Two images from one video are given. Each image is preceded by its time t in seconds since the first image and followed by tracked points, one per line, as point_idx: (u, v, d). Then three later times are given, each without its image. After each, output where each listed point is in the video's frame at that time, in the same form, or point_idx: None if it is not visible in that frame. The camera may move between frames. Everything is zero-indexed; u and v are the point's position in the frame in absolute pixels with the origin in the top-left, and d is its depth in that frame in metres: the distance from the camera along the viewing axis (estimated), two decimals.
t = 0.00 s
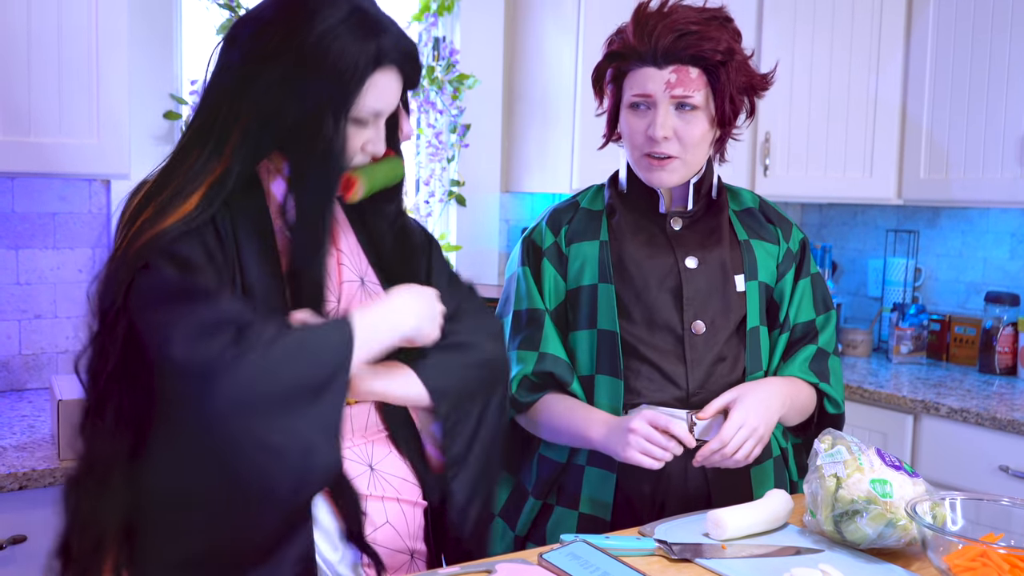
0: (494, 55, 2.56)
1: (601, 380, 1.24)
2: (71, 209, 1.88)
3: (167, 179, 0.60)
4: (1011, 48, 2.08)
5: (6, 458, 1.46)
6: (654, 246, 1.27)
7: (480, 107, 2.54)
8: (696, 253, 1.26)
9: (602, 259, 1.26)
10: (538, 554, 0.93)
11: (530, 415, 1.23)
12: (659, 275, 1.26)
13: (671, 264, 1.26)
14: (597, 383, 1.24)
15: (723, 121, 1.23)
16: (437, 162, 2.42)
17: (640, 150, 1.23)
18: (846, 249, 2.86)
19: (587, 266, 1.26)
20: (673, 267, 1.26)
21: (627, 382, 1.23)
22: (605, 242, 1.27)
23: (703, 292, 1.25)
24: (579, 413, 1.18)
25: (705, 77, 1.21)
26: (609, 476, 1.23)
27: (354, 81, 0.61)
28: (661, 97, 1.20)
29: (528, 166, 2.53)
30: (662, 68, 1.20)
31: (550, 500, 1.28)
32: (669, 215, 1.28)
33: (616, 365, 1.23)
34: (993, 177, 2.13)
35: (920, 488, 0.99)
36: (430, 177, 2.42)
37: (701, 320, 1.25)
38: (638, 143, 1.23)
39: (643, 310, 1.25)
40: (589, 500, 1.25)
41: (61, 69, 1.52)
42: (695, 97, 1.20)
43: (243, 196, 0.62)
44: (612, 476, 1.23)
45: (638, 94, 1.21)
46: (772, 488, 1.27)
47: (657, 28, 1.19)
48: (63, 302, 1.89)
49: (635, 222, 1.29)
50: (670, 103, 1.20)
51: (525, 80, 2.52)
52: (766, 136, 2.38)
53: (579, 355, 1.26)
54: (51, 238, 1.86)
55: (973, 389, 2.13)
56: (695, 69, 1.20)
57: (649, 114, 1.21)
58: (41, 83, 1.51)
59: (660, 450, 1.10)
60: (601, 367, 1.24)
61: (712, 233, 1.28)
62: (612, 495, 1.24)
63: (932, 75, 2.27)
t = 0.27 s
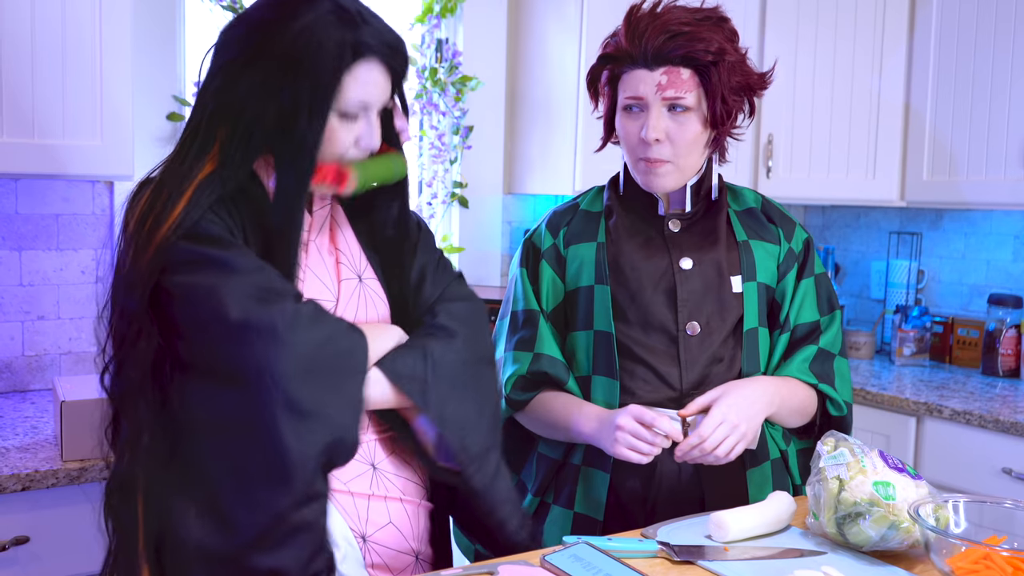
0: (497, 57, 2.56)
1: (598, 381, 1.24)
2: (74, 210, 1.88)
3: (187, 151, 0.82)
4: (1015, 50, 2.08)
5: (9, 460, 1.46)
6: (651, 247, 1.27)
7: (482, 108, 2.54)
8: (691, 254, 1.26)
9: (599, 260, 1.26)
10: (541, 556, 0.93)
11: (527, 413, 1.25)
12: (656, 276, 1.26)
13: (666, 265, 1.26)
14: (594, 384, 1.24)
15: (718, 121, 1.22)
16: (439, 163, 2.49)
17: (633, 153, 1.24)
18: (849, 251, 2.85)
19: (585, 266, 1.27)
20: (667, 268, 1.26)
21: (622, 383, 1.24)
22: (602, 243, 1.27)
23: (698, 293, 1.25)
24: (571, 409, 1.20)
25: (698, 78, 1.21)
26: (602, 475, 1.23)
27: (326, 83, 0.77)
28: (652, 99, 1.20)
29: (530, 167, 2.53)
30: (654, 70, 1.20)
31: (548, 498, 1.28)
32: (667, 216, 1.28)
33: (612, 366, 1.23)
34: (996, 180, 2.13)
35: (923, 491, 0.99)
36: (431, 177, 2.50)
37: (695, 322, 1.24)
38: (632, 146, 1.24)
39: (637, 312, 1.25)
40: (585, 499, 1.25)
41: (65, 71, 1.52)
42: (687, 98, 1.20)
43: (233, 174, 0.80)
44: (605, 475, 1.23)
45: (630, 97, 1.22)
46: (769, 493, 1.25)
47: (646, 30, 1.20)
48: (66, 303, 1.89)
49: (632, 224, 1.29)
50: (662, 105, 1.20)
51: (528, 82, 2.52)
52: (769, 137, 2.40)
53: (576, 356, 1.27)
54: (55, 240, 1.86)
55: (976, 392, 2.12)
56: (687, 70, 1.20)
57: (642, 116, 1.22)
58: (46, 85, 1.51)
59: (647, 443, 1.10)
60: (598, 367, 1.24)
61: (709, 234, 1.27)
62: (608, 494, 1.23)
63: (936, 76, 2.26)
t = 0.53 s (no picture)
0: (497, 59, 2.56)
1: (595, 383, 1.24)
2: (75, 211, 1.88)
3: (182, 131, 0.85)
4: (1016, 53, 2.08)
5: (10, 461, 1.46)
6: (647, 249, 1.27)
7: (482, 110, 2.54)
8: (688, 257, 1.26)
9: (596, 263, 1.26)
10: (541, 557, 0.93)
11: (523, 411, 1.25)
12: (653, 277, 1.26)
13: (662, 268, 1.26)
14: (591, 387, 1.25)
15: (717, 122, 1.22)
16: (439, 164, 2.48)
17: (631, 154, 1.24)
18: (849, 252, 2.85)
19: (582, 269, 1.27)
20: (663, 270, 1.26)
21: (618, 386, 1.23)
22: (600, 246, 1.27)
23: (693, 296, 1.25)
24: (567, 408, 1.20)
25: (695, 78, 1.21)
26: (598, 477, 1.24)
27: (310, 29, 0.84)
28: (649, 99, 1.20)
29: (530, 169, 2.53)
30: (651, 70, 1.21)
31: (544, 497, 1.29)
32: (666, 218, 1.28)
33: (609, 369, 1.23)
34: (997, 182, 2.13)
35: (923, 492, 0.99)
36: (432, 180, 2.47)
37: (690, 324, 1.24)
38: (630, 147, 1.24)
39: (632, 314, 1.25)
40: (582, 498, 1.25)
41: (66, 73, 1.52)
42: (684, 98, 1.20)
43: (232, 136, 0.84)
44: (603, 477, 1.23)
45: (628, 97, 1.22)
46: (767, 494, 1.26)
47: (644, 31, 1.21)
48: (67, 304, 1.89)
49: (629, 226, 1.29)
50: (660, 105, 1.20)
51: (529, 83, 2.52)
52: (769, 139, 2.41)
53: (574, 357, 1.27)
54: (55, 241, 1.86)
55: (977, 393, 2.12)
56: (684, 71, 1.20)
57: (639, 116, 1.22)
58: (46, 87, 1.51)
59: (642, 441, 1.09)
60: (594, 369, 1.25)
61: (707, 236, 1.27)
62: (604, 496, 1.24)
63: (936, 78, 2.26)
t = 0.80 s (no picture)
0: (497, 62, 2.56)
1: (596, 386, 1.25)
2: (76, 214, 1.88)
3: (186, 138, 0.95)
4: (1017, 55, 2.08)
5: (12, 463, 1.46)
6: (649, 252, 1.27)
7: (483, 113, 2.54)
8: (690, 260, 1.26)
9: (598, 266, 1.26)
10: (542, 560, 0.93)
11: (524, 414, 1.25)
12: (654, 280, 1.25)
13: (664, 271, 1.26)
14: (592, 390, 1.25)
15: (718, 124, 1.21)
16: (441, 167, 2.48)
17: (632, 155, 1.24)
18: (850, 255, 2.85)
19: (584, 272, 1.27)
20: (665, 273, 1.26)
21: (620, 389, 1.23)
22: (603, 249, 1.27)
23: (694, 299, 1.25)
24: (569, 408, 1.20)
25: (697, 79, 1.21)
26: (600, 480, 1.23)
27: (303, 47, 0.92)
28: (650, 100, 1.20)
29: (531, 171, 2.53)
30: (652, 71, 1.21)
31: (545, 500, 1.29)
32: (668, 221, 1.28)
33: (610, 372, 1.23)
34: (998, 183, 2.13)
35: (925, 494, 0.99)
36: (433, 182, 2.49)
37: (691, 327, 1.24)
38: (631, 148, 1.24)
39: (634, 317, 1.25)
40: (583, 502, 1.25)
41: (67, 76, 1.53)
42: (685, 99, 1.20)
43: (227, 146, 0.93)
44: (604, 480, 1.23)
45: (629, 98, 1.22)
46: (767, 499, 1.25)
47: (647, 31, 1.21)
48: (68, 307, 1.89)
49: (631, 229, 1.29)
50: (660, 105, 1.20)
51: (530, 86, 2.52)
52: (771, 141, 2.42)
53: (576, 359, 1.27)
54: (56, 243, 1.87)
55: (978, 396, 2.12)
56: (685, 71, 1.20)
57: (640, 116, 1.22)
58: (47, 90, 1.51)
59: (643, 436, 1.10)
60: (596, 372, 1.25)
61: (709, 240, 1.27)
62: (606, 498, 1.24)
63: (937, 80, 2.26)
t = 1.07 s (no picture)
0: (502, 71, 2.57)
1: (603, 396, 1.24)
2: (83, 222, 1.89)
3: (190, 148, 0.96)
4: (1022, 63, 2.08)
5: (18, 472, 1.46)
6: (656, 261, 1.27)
7: (488, 121, 2.55)
8: (698, 269, 1.26)
9: (606, 275, 1.26)
10: (548, 570, 0.93)
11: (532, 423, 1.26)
12: (661, 290, 1.25)
13: (671, 280, 1.26)
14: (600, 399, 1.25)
15: (724, 128, 1.23)
16: (446, 175, 2.51)
17: (640, 162, 1.24)
18: (856, 263, 2.85)
19: (591, 281, 1.27)
20: (673, 283, 1.25)
21: (628, 399, 1.23)
22: (610, 258, 1.27)
23: (703, 308, 1.25)
24: (578, 417, 1.20)
25: (705, 85, 1.21)
26: (607, 489, 1.24)
27: (300, 54, 0.92)
28: (659, 106, 1.21)
29: (537, 179, 2.54)
30: (661, 77, 1.21)
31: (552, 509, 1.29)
32: (676, 230, 1.28)
33: (617, 381, 1.23)
34: (1004, 191, 2.13)
35: (932, 504, 0.99)
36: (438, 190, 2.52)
37: (700, 336, 1.24)
38: (638, 154, 1.24)
39: (641, 326, 1.25)
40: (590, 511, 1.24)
41: (75, 86, 1.54)
42: (694, 105, 1.20)
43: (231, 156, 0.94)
44: (611, 489, 1.23)
45: (637, 104, 1.22)
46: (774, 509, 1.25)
47: (656, 37, 1.21)
48: (75, 315, 1.90)
49: (637, 238, 1.29)
50: (668, 112, 1.21)
51: (535, 94, 2.53)
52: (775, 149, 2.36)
53: (583, 368, 1.27)
54: (63, 252, 1.87)
55: (984, 404, 2.11)
56: (694, 77, 1.21)
57: (648, 122, 1.22)
58: (55, 100, 1.52)
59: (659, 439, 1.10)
60: (603, 382, 1.25)
61: (717, 249, 1.27)
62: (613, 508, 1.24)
63: (942, 88, 2.27)
